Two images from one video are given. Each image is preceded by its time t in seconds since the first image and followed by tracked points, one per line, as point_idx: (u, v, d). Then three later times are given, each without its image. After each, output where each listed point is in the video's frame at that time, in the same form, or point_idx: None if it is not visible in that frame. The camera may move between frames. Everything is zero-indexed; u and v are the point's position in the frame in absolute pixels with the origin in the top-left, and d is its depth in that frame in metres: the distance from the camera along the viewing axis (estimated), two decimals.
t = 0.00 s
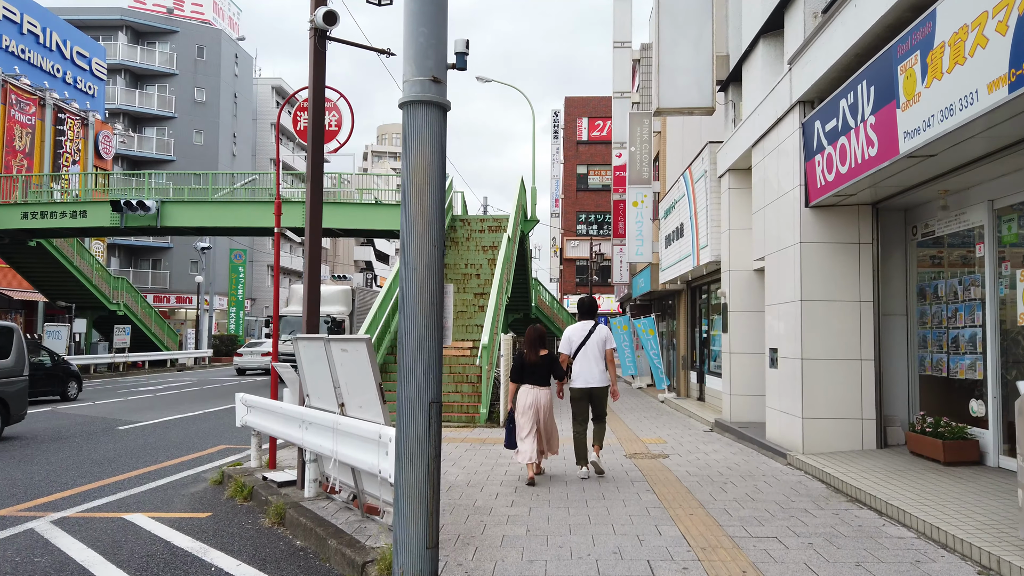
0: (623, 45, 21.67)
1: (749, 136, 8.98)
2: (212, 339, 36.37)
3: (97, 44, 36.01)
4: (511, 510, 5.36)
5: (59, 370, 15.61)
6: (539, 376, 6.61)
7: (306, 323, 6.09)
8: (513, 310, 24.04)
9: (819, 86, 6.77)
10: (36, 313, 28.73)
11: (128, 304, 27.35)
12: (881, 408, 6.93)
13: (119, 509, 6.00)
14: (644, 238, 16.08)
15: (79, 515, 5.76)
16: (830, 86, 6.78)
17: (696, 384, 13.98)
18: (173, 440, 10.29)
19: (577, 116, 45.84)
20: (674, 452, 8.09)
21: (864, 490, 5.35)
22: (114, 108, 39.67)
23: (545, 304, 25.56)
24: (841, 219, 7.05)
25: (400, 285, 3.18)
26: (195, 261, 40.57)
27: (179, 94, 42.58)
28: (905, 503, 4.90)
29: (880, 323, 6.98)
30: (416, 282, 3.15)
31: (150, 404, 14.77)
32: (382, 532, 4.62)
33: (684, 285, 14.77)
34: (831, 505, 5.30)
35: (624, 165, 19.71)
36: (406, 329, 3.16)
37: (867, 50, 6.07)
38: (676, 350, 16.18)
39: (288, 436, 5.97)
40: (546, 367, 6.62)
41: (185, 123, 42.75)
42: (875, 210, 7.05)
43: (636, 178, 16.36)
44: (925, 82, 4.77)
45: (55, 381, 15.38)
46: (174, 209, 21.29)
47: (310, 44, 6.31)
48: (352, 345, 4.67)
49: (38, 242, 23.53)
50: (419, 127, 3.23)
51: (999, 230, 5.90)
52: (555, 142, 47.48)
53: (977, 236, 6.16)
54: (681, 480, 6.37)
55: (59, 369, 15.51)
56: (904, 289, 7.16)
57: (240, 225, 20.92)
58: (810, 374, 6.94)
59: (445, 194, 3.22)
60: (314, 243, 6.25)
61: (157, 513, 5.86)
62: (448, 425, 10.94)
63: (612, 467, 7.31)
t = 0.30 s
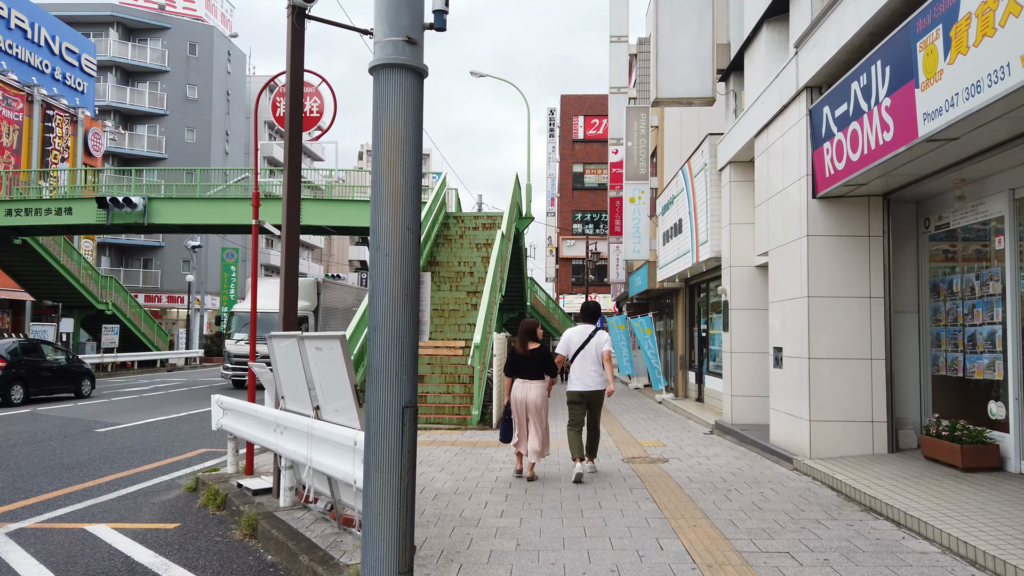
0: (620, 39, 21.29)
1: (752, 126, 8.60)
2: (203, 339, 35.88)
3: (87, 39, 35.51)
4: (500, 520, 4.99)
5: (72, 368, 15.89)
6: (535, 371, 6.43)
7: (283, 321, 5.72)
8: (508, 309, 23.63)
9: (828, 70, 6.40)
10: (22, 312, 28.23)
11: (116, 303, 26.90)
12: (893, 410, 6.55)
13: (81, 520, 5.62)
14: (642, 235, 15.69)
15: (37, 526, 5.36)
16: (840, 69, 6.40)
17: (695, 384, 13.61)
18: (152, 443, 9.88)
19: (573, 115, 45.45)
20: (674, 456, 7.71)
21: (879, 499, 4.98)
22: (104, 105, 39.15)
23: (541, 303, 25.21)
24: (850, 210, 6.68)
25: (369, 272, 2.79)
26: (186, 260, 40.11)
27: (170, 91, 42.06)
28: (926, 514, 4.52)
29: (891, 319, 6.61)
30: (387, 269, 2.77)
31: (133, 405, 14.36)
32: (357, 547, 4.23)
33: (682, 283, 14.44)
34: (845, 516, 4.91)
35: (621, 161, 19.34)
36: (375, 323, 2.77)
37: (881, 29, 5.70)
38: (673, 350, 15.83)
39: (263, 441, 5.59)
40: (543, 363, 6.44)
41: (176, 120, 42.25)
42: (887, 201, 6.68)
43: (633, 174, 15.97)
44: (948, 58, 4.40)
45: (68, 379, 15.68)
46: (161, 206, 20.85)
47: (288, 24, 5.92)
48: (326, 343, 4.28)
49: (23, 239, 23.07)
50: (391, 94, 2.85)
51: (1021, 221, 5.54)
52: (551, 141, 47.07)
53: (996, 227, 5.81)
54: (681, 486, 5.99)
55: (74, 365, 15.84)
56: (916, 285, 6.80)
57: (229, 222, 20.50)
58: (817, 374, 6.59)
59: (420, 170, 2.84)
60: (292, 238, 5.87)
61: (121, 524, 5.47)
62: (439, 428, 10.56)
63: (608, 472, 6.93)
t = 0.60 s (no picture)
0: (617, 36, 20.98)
1: (756, 121, 8.24)
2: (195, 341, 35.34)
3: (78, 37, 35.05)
4: (491, 540, 4.64)
5: (84, 369, 15.77)
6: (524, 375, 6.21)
7: (261, 324, 5.37)
8: (504, 310, 23.26)
9: (840, 59, 6.05)
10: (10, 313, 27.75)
11: (106, 303, 26.47)
12: (907, 418, 6.21)
13: (43, 538, 5.24)
14: (640, 234, 15.33)
15: None
16: (853, 58, 6.05)
17: (694, 388, 13.27)
18: (132, 450, 9.49)
19: (569, 114, 45.16)
20: (677, 465, 7.35)
21: (901, 518, 4.64)
22: (95, 104, 38.67)
23: (537, 304, 24.87)
24: (862, 207, 6.34)
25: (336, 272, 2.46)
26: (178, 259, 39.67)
27: (162, 90, 41.59)
28: (953, 536, 4.17)
29: (905, 322, 6.27)
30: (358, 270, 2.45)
31: (117, 409, 13.95)
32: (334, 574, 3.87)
33: (681, 284, 14.11)
34: (862, 537, 4.56)
35: (618, 159, 19.00)
36: (346, 332, 2.44)
37: (898, 14, 5.35)
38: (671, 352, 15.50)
39: (238, 454, 5.23)
40: (531, 366, 6.24)
41: (168, 119, 41.77)
42: (901, 198, 6.33)
43: (631, 172, 15.63)
44: (978, 41, 4.05)
45: (81, 380, 15.56)
46: (149, 205, 20.43)
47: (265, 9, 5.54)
48: (300, 352, 3.91)
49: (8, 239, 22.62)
50: (362, 73, 2.50)
51: None
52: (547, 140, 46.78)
53: (1017, 225, 5.47)
54: (685, 500, 5.64)
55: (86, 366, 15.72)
56: (930, 286, 6.46)
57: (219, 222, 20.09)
58: (826, 380, 6.24)
59: (395, 159, 2.51)
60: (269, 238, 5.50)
61: (84, 544, 5.10)
62: (431, 434, 10.19)
63: (607, 482, 6.57)
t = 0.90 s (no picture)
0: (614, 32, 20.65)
1: (762, 112, 7.88)
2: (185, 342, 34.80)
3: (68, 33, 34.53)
4: (483, 558, 4.26)
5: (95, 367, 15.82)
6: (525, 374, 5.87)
7: (237, 325, 5.02)
8: (499, 311, 22.93)
9: (855, 43, 5.70)
10: None
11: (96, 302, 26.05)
12: (925, 424, 5.87)
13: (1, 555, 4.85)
14: (638, 232, 14.98)
15: None
16: (870, 41, 5.69)
17: (695, 389, 12.93)
18: (111, 455, 9.11)
19: (566, 113, 44.86)
20: (680, 472, 6.99)
21: (929, 535, 4.28)
22: (87, 101, 38.16)
23: (533, 304, 24.51)
24: (877, 201, 5.99)
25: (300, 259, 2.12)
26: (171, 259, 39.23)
27: (155, 87, 41.10)
28: (988, 557, 3.81)
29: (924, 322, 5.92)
30: (323, 255, 2.10)
31: (100, 411, 13.54)
32: None
33: (681, 283, 13.78)
34: (887, 556, 4.20)
35: (616, 156, 18.65)
36: (310, 327, 2.09)
37: None
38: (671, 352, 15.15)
39: (212, 464, 4.86)
40: (533, 364, 5.88)
41: (161, 117, 41.28)
42: (919, 190, 5.98)
43: (629, 169, 15.28)
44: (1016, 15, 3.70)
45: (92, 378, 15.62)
46: (138, 203, 20.03)
47: None
48: (272, 355, 3.55)
49: None
50: (330, 30, 2.18)
51: None
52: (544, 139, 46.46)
53: None
54: (691, 512, 5.27)
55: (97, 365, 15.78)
56: (949, 284, 6.13)
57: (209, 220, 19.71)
58: (839, 384, 5.89)
59: (367, 133, 2.18)
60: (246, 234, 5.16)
61: (44, 560, 4.72)
62: (423, 438, 9.81)
63: (607, 491, 6.19)
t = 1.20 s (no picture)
0: (612, 27, 20.33)
1: (768, 103, 7.55)
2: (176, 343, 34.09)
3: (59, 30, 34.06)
4: None
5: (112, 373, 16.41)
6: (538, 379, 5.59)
7: (211, 326, 4.71)
8: (495, 310, 22.60)
9: (871, 25, 5.37)
10: None
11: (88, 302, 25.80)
12: (944, 429, 5.54)
13: None
14: (637, 230, 14.66)
15: None
16: (886, 24, 5.38)
17: (695, 391, 12.61)
18: (89, 460, 8.73)
19: (563, 111, 44.51)
20: (683, 479, 6.66)
21: (959, 553, 3.95)
22: (78, 99, 37.67)
23: (530, 304, 24.17)
24: (892, 193, 5.67)
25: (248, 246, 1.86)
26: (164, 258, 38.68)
27: (147, 85, 40.61)
28: None
29: (942, 321, 5.59)
30: (273, 242, 1.84)
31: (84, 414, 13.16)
32: None
33: (681, 282, 13.46)
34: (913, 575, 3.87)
35: (615, 153, 18.33)
36: (259, 325, 1.84)
37: None
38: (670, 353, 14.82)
39: (182, 474, 4.54)
40: (546, 368, 5.62)
41: (153, 115, 40.78)
42: (937, 182, 5.65)
43: (627, 166, 14.94)
44: None
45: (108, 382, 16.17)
46: (126, 200, 19.63)
47: None
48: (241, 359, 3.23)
49: None
50: None
51: None
52: (540, 138, 46.08)
53: None
54: (698, 524, 4.94)
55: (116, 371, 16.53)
56: (967, 281, 5.81)
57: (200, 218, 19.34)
58: (853, 387, 5.57)
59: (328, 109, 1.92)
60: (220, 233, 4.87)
61: None
62: (415, 442, 9.45)
63: (608, 499, 5.86)
